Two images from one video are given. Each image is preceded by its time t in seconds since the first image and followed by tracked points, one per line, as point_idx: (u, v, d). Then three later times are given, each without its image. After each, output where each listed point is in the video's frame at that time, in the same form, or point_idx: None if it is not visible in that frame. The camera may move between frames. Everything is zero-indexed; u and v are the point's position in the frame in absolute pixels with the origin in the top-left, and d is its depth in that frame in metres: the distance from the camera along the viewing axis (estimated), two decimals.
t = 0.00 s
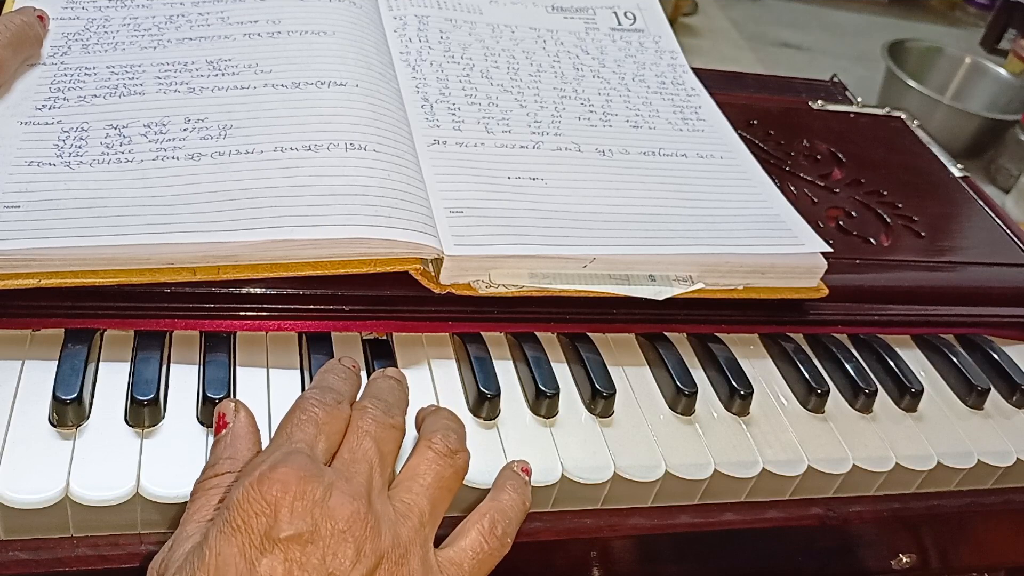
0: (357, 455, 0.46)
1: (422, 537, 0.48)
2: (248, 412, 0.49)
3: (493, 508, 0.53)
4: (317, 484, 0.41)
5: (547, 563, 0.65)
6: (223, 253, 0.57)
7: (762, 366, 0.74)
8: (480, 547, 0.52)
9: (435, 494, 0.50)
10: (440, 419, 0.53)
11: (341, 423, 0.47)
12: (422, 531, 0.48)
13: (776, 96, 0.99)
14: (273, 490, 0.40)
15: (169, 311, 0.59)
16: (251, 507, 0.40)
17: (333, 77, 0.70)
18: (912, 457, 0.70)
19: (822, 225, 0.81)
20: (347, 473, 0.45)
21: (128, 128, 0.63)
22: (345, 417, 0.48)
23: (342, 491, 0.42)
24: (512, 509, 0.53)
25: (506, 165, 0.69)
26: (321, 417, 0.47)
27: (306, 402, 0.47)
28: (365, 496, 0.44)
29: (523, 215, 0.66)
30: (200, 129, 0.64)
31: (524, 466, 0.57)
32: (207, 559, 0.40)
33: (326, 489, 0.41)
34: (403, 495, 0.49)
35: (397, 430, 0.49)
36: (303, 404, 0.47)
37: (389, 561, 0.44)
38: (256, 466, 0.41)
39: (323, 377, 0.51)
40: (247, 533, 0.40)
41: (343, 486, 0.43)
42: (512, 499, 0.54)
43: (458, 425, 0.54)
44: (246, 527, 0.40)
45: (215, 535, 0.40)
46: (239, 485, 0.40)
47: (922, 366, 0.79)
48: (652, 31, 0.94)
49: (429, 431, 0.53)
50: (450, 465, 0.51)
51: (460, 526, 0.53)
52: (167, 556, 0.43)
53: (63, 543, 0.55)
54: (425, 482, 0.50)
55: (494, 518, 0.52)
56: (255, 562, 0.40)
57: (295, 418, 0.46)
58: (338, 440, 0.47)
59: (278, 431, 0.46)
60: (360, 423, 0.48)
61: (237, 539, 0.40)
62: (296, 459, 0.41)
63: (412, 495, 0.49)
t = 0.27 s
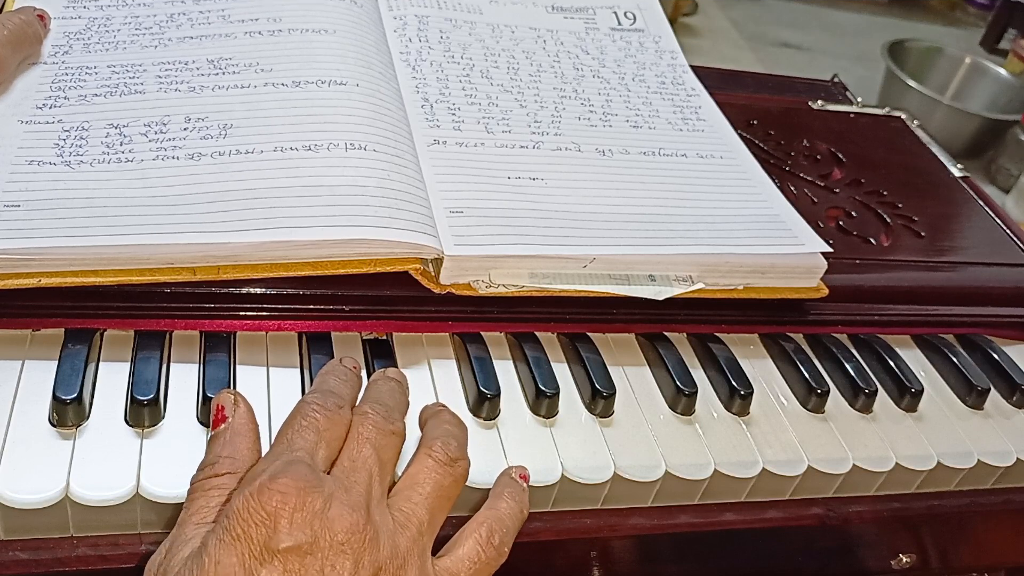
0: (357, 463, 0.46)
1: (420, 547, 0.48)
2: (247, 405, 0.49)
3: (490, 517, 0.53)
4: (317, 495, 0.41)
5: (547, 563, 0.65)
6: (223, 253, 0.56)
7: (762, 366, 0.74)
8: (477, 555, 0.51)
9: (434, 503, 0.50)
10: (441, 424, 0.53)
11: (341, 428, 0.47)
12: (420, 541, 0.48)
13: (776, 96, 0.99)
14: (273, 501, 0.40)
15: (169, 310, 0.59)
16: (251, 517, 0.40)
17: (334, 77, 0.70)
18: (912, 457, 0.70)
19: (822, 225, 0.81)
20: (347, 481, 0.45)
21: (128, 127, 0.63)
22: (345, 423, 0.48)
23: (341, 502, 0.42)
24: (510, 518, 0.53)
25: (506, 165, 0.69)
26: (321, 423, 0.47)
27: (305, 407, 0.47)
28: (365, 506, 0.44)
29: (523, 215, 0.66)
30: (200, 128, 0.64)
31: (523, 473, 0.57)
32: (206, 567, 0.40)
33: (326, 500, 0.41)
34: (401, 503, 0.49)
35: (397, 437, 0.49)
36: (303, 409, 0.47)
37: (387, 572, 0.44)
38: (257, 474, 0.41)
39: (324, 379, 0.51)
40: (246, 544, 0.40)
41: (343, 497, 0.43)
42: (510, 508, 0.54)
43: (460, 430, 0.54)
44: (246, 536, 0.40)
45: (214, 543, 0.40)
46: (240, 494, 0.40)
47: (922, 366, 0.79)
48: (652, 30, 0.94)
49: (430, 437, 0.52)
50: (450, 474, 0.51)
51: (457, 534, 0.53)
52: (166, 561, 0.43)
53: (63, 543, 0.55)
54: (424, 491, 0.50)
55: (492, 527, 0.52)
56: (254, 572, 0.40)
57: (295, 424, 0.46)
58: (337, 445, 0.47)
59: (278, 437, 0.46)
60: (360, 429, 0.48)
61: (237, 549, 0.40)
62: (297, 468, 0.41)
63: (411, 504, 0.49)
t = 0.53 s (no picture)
0: (357, 464, 0.46)
1: (419, 549, 0.48)
2: (247, 405, 0.48)
3: (489, 519, 0.53)
4: (316, 496, 0.41)
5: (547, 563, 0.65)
6: (222, 253, 0.56)
7: (762, 366, 0.74)
8: (476, 557, 0.51)
9: (433, 505, 0.50)
10: (441, 425, 0.53)
11: (341, 429, 0.47)
12: (419, 543, 0.48)
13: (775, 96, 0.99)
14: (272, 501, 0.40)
15: (169, 311, 0.59)
16: (250, 517, 0.40)
17: (333, 78, 0.70)
18: (912, 457, 0.70)
19: (822, 225, 0.81)
20: (346, 483, 0.45)
21: (127, 128, 0.63)
22: (345, 423, 0.48)
23: (340, 504, 0.42)
24: (509, 520, 0.53)
25: (506, 165, 0.69)
26: (321, 423, 0.47)
27: (305, 408, 0.47)
28: (364, 508, 0.44)
29: (523, 215, 0.66)
30: (200, 129, 0.64)
31: (521, 475, 0.57)
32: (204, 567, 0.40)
33: (325, 502, 0.41)
34: (400, 505, 0.49)
35: (396, 438, 0.49)
36: (303, 410, 0.47)
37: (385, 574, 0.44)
38: (256, 475, 0.41)
39: (324, 380, 0.51)
40: (245, 544, 0.40)
41: (342, 498, 0.43)
42: (509, 510, 0.54)
43: (460, 432, 0.53)
44: (245, 537, 0.40)
45: (213, 543, 0.40)
46: (239, 494, 0.40)
47: (922, 366, 0.79)
48: (652, 31, 0.94)
49: (430, 438, 0.52)
50: (449, 476, 0.51)
51: (455, 537, 0.53)
52: (165, 561, 0.43)
53: (63, 543, 0.55)
54: (424, 493, 0.50)
55: (490, 530, 0.52)
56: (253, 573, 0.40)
57: (294, 424, 0.46)
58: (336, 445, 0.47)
59: (278, 437, 0.46)
60: (360, 430, 0.48)
61: (236, 550, 0.40)
62: (296, 468, 0.41)
63: (410, 505, 0.49)
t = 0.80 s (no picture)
0: (358, 460, 0.46)
1: (421, 543, 0.48)
2: (249, 404, 0.49)
3: (491, 513, 0.53)
4: (318, 491, 0.41)
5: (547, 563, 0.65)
6: (222, 253, 0.56)
7: (762, 366, 0.74)
8: (478, 551, 0.51)
9: (434, 500, 0.50)
10: (441, 423, 0.53)
11: (342, 426, 0.47)
12: (421, 537, 0.48)
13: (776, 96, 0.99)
14: (273, 496, 0.40)
15: (169, 311, 0.59)
16: (251, 512, 0.40)
17: (333, 78, 0.70)
18: (912, 457, 0.70)
19: (822, 225, 0.81)
20: (347, 477, 0.45)
21: (128, 129, 0.63)
22: (345, 421, 0.48)
23: (342, 498, 0.42)
24: (510, 514, 0.53)
25: (506, 165, 0.69)
26: (322, 420, 0.47)
27: (306, 405, 0.47)
28: (366, 502, 0.44)
29: (523, 215, 0.66)
30: (200, 129, 0.64)
31: (522, 469, 0.57)
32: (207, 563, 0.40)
33: (326, 496, 0.41)
34: (402, 500, 0.49)
35: (397, 434, 0.49)
36: (303, 407, 0.47)
37: (388, 568, 0.44)
38: (257, 469, 0.41)
39: (324, 378, 0.51)
40: (247, 539, 0.40)
41: (343, 493, 0.43)
42: (510, 504, 0.54)
43: (460, 427, 0.53)
44: (247, 532, 0.40)
45: (215, 538, 0.40)
46: (240, 490, 0.40)
47: (922, 366, 0.79)
48: (652, 31, 0.94)
49: (430, 435, 0.52)
50: (450, 471, 0.51)
51: (457, 531, 0.53)
52: (167, 558, 0.43)
53: (63, 543, 0.55)
54: (425, 488, 0.49)
55: (493, 523, 0.52)
56: (255, 567, 0.40)
57: (295, 421, 0.46)
58: (337, 442, 0.47)
59: (278, 434, 0.46)
60: (361, 427, 0.48)
61: (238, 545, 0.40)
62: (298, 464, 0.41)
63: (412, 500, 0.49)
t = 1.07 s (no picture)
0: (363, 449, 0.46)
1: (430, 532, 0.48)
2: (255, 396, 0.48)
3: (498, 503, 0.53)
4: (324, 478, 0.41)
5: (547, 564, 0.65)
6: (222, 253, 0.56)
7: (762, 366, 0.74)
8: (487, 540, 0.51)
9: (443, 490, 0.50)
10: (448, 419, 0.53)
11: (345, 419, 0.47)
12: (429, 527, 0.48)
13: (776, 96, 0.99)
14: (280, 483, 0.40)
15: (169, 311, 0.59)
16: (258, 499, 0.40)
17: (333, 78, 0.70)
18: (912, 457, 0.70)
19: (822, 225, 0.81)
20: (353, 466, 0.45)
21: (128, 128, 0.63)
22: (348, 413, 0.48)
23: (349, 485, 0.42)
24: (518, 503, 0.53)
25: (506, 165, 0.69)
26: (325, 411, 0.46)
27: (309, 398, 0.47)
28: (372, 489, 0.44)
29: (523, 215, 0.66)
30: (200, 129, 0.64)
31: (530, 460, 0.57)
32: (215, 551, 0.40)
33: (333, 483, 0.41)
34: (409, 489, 0.49)
35: (401, 425, 0.49)
36: (306, 401, 0.47)
37: (396, 555, 0.44)
38: (263, 456, 0.41)
39: (325, 373, 0.51)
40: (254, 526, 0.40)
41: (350, 480, 0.43)
42: (517, 494, 0.54)
43: (467, 423, 0.53)
44: (254, 520, 0.40)
45: (223, 527, 0.40)
46: (246, 478, 0.40)
47: (922, 366, 0.79)
48: (652, 31, 0.94)
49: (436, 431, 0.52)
50: (459, 461, 0.51)
51: (465, 520, 0.53)
52: (175, 548, 0.43)
53: (63, 543, 0.55)
54: (433, 479, 0.49)
55: (501, 512, 0.52)
56: (263, 554, 0.40)
57: (298, 413, 0.46)
58: (341, 435, 0.47)
59: (282, 427, 0.46)
60: (364, 419, 0.48)
61: (245, 532, 0.40)
62: (303, 452, 0.41)
63: (418, 490, 0.49)
